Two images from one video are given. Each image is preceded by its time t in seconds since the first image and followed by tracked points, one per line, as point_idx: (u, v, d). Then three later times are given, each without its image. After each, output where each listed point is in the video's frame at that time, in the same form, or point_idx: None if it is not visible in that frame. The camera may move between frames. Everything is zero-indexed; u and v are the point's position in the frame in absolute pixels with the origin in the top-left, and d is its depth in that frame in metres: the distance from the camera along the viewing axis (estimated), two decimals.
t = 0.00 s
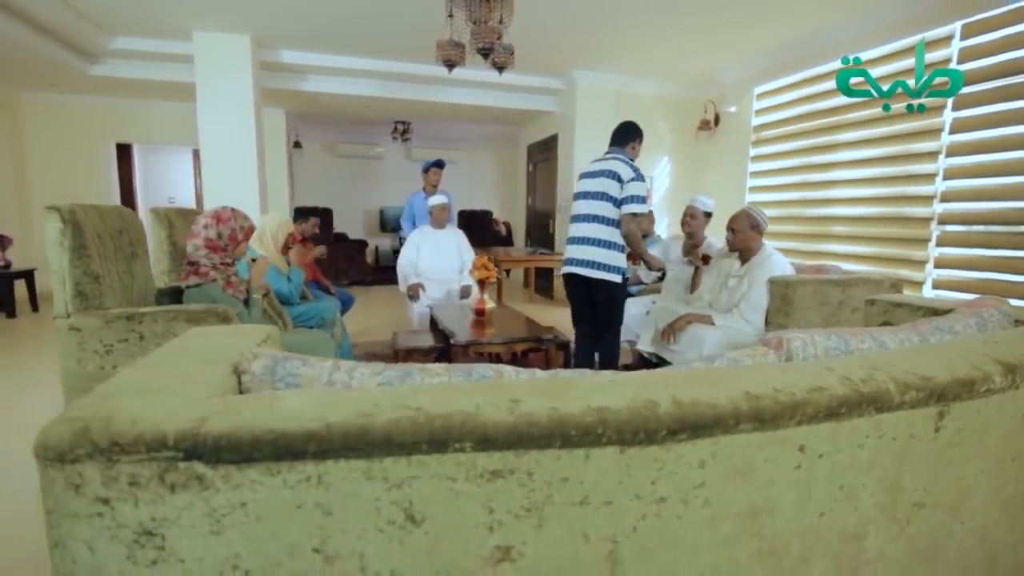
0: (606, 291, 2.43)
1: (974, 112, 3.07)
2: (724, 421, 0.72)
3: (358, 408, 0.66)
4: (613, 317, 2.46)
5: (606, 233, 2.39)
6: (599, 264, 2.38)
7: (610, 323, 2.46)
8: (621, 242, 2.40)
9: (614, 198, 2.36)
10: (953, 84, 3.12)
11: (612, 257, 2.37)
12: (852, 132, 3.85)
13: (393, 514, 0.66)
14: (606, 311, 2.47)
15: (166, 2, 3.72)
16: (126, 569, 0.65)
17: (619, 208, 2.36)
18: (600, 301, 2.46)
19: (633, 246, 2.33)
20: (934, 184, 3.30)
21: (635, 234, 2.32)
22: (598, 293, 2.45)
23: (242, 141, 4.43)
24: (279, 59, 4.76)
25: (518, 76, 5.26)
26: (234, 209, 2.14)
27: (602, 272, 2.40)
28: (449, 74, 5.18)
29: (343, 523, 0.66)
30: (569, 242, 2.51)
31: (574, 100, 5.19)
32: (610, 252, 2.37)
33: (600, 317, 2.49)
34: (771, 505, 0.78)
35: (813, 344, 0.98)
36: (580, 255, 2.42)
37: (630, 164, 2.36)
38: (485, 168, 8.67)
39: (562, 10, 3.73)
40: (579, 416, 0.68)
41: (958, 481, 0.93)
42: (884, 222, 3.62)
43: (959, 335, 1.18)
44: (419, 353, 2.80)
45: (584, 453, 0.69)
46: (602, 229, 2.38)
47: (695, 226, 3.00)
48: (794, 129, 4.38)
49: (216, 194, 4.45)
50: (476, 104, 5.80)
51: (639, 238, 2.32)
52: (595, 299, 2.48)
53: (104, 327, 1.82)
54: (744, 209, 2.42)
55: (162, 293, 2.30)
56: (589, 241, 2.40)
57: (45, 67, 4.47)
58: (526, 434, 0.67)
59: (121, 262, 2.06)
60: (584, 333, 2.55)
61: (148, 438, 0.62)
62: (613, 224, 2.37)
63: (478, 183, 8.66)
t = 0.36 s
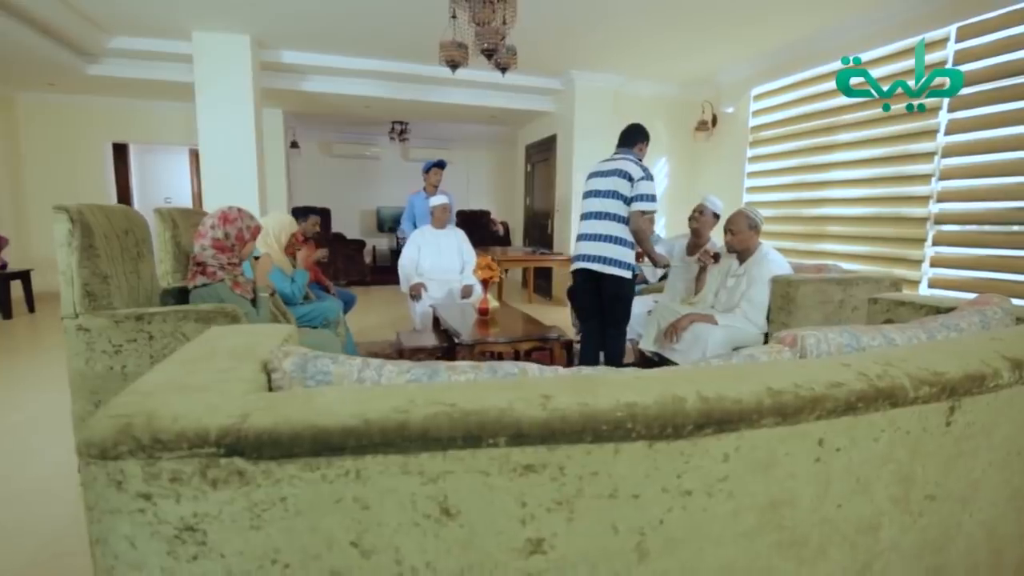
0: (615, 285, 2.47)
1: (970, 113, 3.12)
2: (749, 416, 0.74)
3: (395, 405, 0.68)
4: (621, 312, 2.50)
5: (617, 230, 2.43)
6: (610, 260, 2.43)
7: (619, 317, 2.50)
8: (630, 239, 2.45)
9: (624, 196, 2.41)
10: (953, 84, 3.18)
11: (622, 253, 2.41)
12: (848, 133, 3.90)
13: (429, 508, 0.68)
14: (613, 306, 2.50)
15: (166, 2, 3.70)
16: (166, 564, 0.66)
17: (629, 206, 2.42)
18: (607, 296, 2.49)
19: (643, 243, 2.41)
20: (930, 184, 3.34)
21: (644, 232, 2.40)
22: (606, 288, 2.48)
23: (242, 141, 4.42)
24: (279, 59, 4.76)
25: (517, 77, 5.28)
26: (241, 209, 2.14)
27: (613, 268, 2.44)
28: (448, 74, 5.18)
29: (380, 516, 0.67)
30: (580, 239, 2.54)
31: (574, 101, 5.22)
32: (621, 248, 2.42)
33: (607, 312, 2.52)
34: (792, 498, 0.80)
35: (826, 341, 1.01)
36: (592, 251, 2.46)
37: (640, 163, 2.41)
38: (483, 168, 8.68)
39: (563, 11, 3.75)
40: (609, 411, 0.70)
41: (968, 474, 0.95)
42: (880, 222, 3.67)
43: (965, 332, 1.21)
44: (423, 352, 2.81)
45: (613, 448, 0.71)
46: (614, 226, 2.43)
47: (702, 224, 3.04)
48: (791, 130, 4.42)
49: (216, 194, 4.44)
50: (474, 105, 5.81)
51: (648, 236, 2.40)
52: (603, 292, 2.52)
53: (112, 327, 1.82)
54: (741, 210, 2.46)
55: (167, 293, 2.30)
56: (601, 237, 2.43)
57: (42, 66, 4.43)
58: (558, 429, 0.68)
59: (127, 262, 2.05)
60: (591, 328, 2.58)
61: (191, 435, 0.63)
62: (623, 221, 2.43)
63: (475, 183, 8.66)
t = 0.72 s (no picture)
0: (621, 285, 2.51)
1: (967, 114, 3.15)
2: (767, 412, 0.76)
3: (423, 402, 0.69)
4: (625, 311, 2.53)
5: (624, 230, 2.47)
6: (618, 259, 2.45)
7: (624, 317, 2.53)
8: (636, 238, 2.49)
9: (631, 196, 2.45)
10: (953, 84, 3.20)
11: (629, 251, 2.44)
12: (847, 133, 3.93)
13: (456, 503, 0.69)
14: (618, 306, 2.54)
15: (166, 2, 3.69)
16: (198, 559, 0.66)
17: (636, 205, 2.46)
18: (613, 296, 2.52)
19: (649, 242, 2.45)
20: (928, 185, 3.38)
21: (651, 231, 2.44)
22: (614, 287, 2.51)
23: (243, 142, 4.42)
24: (279, 59, 4.76)
25: (516, 77, 5.29)
26: (247, 209, 2.15)
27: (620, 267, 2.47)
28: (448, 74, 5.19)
29: (408, 512, 0.68)
30: (588, 238, 2.57)
31: (573, 102, 5.24)
32: (628, 247, 2.45)
33: (612, 312, 2.55)
34: (808, 492, 0.82)
35: (836, 339, 1.03)
36: (599, 250, 2.48)
37: (647, 164, 2.46)
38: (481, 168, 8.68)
39: (564, 12, 3.77)
40: (632, 407, 0.71)
41: (975, 469, 0.97)
42: (878, 222, 3.70)
43: (969, 331, 1.23)
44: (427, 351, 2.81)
45: (636, 444, 0.72)
46: (622, 225, 2.46)
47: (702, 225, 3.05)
48: (790, 130, 4.45)
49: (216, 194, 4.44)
50: (474, 105, 5.82)
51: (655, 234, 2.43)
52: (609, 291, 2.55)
53: (120, 327, 1.82)
54: (733, 214, 2.48)
55: (171, 293, 2.30)
56: (609, 236, 2.46)
57: (41, 66, 4.42)
58: (582, 425, 0.70)
59: (134, 262, 2.05)
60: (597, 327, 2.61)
61: (224, 432, 0.64)
62: (630, 221, 2.46)
63: (474, 183, 8.67)
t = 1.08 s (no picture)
0: (631, 285, 2.53)
1: (967, 115, 3.19)
2: (786, 407, 0.78)
3: (452, 399, 0.71)
4: (632, 311, 2.57)
5: (634, 230, 2.51)
6: (629, 259, 2.49)
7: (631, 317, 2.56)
8: (645, 239, 2.54)
9: (641, 197, 2.50)
10: (953, 84, 3.25)
11: (640, 251, 2.48)
12: (846, 134, 3.96)
13: (484, 497, 0.71)
14: (625, 306, 2.57)
15: (168, 2, 3.69)
16: (233, 554, 0.67)
17: (645, 207, 2.51)
18: (622, 296, 2.55)
19: (659, 242, 2.51)
20: (927, 185, 3.41)
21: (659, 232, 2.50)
22: (624, 286, 2.54)
23: (244, 142, 4.42)
24: (280, 59, 4.76)
25: (516, 77, 5.31)
26: (255, 209, 2.17)
27: (631, 266, 2.51)
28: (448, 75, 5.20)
29: (438, 506, 0.70)
30: (598, 240, 2.60)
31: (574, 102, 5.26)
32: (638, 247, 2.49)
33: (620, 311, 2.59)
34: (824, 487, 0.84)
35: (848, 337, 1.05)
36: (611, 251, 2.51)
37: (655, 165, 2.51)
38: (480, 169, 8.69)
39: (566, 13, 3.79)
40: (657, 404, 0.73)
41: (983, 463, 1.00)
42: (877, 222, 3.73)
43: (975, 329, 1.25)
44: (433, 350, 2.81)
45: (659, 439, 0.74)
46: (632, 226, 2.50)
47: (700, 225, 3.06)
48: (790, 131, 4.48)
49: (217, 194, 4.44)
50: (474, 105, 5.83)
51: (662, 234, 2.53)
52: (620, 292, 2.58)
53: (130, 327, 1.83)
54: (731, 215, 2.51)
55: (178, 293, 2.32)
56: (620, 237, 2.50)
57: (41, 65, 4.41)
58: (608, 421, 0.71)
59: (142, 262, 2.06)
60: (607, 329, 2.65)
61: (260, 429, 0.65)
62: (640, 222, 2.51)
63: (473, 183, 8.68)
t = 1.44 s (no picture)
0: (635, 284, 2.57)
1: (967, 116, 3.22)
2: (808, 403, 0.80)
3: (485, 395, 0.72)
4: (634, 307, 2.61)
5: (635, 231, 2.56)
6: (633, 259, 2.53)
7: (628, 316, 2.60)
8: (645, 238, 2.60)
9: (640, 199, 2.55)
10: (953, 85, 3.28)
11: (642, 252, 2.54)
12: (846, 134, 4.00)
13: (517, 491, 0.72)
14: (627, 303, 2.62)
15: (172, 2, 3.69)
16: (272, 548, 0.69)
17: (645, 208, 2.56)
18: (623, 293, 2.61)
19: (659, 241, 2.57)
20: (928, 185, 3.44)
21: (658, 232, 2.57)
22: (625, 284, 2.59)
23: (247, 142, 4.42)
24: (282, 59, 4.76)
25: (518, 77, 5.33)
26: (266, 210, 2.19)
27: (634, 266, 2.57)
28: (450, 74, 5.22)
29: (472, 500, 0.71)
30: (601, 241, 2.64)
31: (575, 103, 5.28)
32: (640, 247, 2.54)
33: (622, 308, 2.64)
34: (843, 481, 0.86)
35: (862, 335, 1.07)
36: (614, 252, 2.55)
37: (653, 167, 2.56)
38: (480, 169, 8.70)
39: (570, 14, 3.81)
40: (683, 400, 0.75)
41: (995, 458, 1.02)
42: (878, 222, 3.77)
43: (983, 327, 1.28)
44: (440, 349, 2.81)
45: (685, 434, 0.76)
46: (634, 227, 2.55)
47: (697, 226, 3.08)
48: (791, 131, 4.51)
49: (220, 194, 4.45)
50: (475, 105, 5.85)
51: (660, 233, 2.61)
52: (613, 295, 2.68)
53: (143, 327, 1.84)
54: (736, 214, 2.54)
55: (186, 293, 2.34)
56: (622, 239, 2.54)
57: (43, 65, 4.40)
58: (637, 416, 0.73)
59: (153, 263, 2.07)
60: (611, 332, 2.80)
61: (300, 424, 0.67)
62: (641, 223, 2.56)
63: (473, 183, 8.69)
